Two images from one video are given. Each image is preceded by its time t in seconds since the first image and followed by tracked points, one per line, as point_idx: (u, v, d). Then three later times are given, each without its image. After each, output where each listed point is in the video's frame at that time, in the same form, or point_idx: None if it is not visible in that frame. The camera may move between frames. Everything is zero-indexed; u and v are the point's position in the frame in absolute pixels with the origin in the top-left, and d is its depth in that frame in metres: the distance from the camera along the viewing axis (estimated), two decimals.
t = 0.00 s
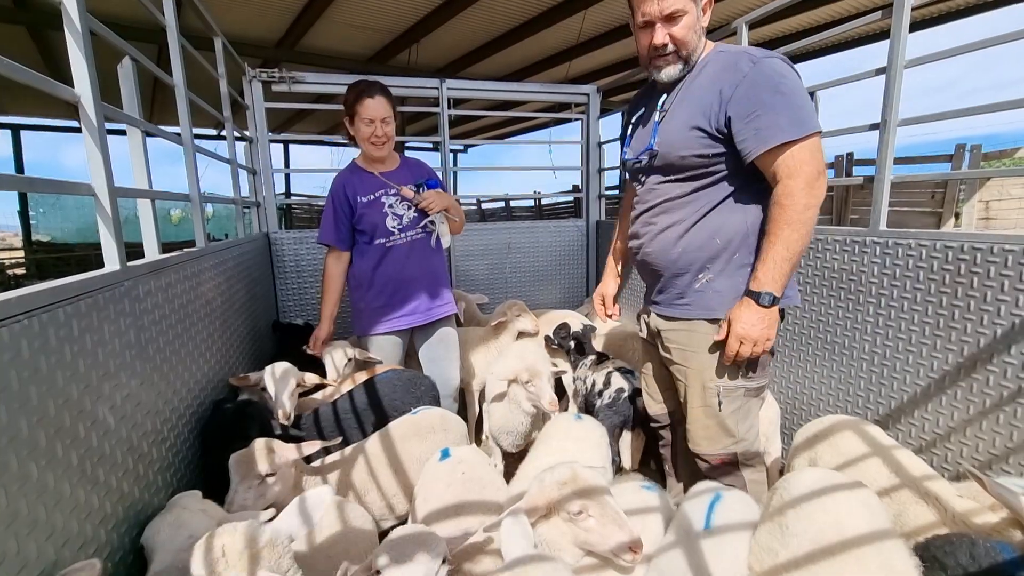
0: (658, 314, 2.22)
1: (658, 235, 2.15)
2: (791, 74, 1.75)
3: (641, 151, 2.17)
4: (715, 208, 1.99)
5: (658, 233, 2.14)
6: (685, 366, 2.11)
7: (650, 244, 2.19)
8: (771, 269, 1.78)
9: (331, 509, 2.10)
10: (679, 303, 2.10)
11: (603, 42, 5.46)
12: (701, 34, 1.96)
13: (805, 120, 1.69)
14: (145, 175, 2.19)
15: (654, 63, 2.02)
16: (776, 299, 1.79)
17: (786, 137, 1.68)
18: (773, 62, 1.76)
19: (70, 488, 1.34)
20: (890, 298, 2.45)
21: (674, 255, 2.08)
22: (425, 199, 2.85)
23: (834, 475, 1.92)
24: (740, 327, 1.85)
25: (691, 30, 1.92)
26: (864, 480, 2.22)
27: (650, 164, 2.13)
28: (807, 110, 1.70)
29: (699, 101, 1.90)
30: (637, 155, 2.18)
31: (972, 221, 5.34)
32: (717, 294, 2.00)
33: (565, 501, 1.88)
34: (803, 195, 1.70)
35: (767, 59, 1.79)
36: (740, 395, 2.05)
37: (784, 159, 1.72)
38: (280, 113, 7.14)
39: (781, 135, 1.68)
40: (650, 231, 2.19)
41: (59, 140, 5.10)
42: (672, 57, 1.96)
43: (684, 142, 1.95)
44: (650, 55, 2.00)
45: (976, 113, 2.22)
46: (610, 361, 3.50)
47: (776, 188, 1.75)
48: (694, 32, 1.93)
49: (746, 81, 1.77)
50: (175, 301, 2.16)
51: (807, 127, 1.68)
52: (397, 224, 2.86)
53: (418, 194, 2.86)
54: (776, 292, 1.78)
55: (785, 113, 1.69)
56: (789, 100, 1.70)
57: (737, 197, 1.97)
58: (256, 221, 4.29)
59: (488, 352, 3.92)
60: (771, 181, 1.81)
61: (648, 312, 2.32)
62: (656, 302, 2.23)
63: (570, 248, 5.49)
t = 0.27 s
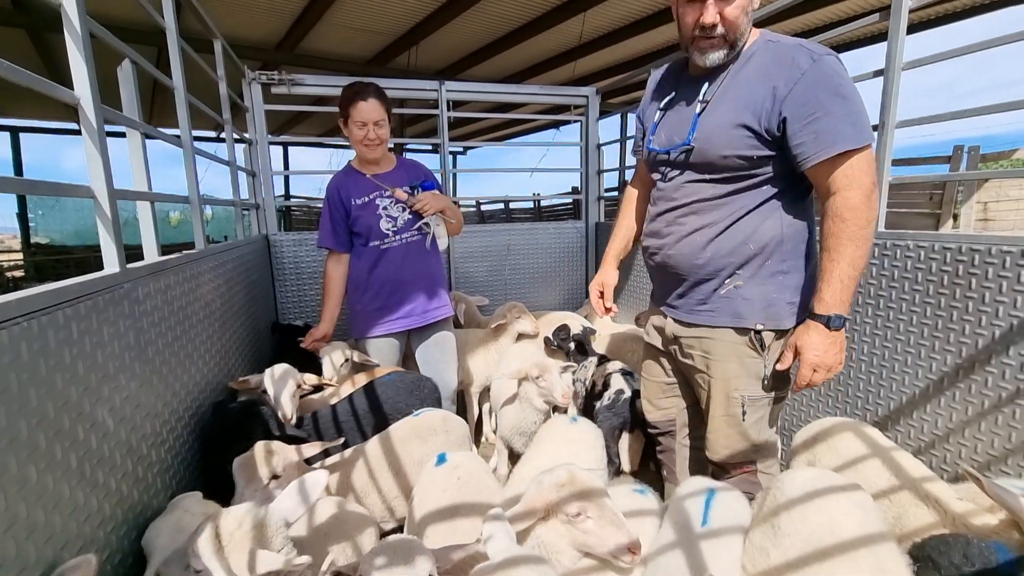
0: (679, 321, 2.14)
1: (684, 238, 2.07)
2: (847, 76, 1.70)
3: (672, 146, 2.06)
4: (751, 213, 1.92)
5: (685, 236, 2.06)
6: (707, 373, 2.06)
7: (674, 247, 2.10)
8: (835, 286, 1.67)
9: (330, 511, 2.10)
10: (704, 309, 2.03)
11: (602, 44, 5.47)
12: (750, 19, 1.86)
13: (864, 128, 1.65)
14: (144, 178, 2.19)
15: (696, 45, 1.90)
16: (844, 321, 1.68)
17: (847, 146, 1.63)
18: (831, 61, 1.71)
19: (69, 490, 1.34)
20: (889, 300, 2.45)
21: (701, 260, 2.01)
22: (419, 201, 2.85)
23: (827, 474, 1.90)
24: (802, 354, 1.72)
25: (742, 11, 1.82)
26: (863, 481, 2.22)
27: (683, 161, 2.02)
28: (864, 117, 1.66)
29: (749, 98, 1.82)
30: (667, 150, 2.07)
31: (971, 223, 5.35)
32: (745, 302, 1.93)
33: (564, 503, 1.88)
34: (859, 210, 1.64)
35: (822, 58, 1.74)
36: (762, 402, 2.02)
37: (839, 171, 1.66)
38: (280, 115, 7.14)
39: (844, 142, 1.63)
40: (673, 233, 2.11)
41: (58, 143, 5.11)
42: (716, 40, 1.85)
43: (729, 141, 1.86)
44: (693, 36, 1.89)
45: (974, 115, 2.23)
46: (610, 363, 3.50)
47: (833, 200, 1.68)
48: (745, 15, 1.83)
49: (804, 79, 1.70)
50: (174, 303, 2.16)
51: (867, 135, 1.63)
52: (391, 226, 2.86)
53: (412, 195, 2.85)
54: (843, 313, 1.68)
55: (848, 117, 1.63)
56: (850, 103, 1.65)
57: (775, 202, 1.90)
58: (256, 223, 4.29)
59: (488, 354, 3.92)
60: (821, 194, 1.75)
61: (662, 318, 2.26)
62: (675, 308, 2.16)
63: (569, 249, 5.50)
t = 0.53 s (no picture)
0: (699, 325, 2.06)
1: (713, 239, 1.96)
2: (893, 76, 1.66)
3: (709, 139, 1.92)
4: (786, 215, 1.86)
5: (715, 237, 1.95)
6: (725, 380, 2.01)
7: (702, 248, 1.99)
8: (881, 297, 1.66)
9: (327, 512, 2.09)
10: (729, 315, 1.95)
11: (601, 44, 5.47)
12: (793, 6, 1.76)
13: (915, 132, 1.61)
14: (143, 178, 2.18)
15: (736, 29, 1.77)
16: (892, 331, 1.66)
17: (905, 155, 1.58)
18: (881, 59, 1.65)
19: (68, 491, 1.34)
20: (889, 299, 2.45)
21: (733, 264, 1.92)
22: (410, 199, 2.83)
23: (816, 476, 1.90)
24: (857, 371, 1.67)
25: None
26: (861, 481, 2.22)
27: (722, 156, 1.90)
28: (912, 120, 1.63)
29: (799, 93, 1.72)
30: (702, 143, 1.93)
31: (969, 223, 5.36)
32: (777, 308, 1.87)
33: (563, 503, 1.88)
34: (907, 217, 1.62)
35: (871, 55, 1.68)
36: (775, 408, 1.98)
37: (892, 177, 1.62)
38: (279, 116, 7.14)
39: (901, 147, 1.58)
40: (701, 233, 1.99)
41: (57, 143, 5.10)
42: (760, 27, 1.74)
43: (776, 138, 1.76)
44: (735, 18, 1.76)
45: (972, 115, 2.23)
46: (608, 363, 3.49)
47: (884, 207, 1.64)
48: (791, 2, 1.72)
49: (862, 77, 1.62)
50: (173, 304, 2.15)
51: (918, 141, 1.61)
52: (382, 226, 2.85)
53: (403, 194, 2.85)
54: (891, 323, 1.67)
55: (902, 121, 1.59)
56: (903, 105, 1.61)
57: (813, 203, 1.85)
58: (255, 223, 4.29)
59: (487, 355, 3.91)
60: (865, 197, 1.71)
61: (676, 323, 2.16)
62: (694, 313, 2.07)
63: (568, 250, 5.50)
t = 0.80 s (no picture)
0: (714, 329, 1.98)
1: (739, 238, 1.87)
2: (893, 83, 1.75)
3: (736, 137, 1.81)
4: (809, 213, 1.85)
5: (740, 236, 1.87)
6: (731, 380, 1.98)
7: (727, 248, 1.89)
8: (888, 298, 1.73)
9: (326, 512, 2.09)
10: (748, 318, 1.90)
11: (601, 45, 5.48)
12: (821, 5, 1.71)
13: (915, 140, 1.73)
14: (142, 178, 2.18)
15: (772, 23, 1.67)
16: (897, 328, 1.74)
17: (915, 162, 1.68)
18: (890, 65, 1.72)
19: (65, 492, 1.33)
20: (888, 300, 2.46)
21: (757, 264, 1.86)
22: (406, 199, 2.85)
23: (815, 476, 1.90)
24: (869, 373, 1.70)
25: None
26: (861, 481, 2.22)
27: (753, 154, 1.80)
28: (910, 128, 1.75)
29: (827, 92, 1.70)
30: (729, 140, 1.82)
31: (968, 223, 5.36)
32: (799, 309, 1.85)
33: (562, 503, 1.88)
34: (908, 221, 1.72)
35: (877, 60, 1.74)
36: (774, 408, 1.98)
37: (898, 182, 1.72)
38: (278, 116, 7.14)
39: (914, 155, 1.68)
40: (726, 232, 1.89)
41: (56, 144, 5.10)
42: (796, 22, 1.66)
43: (807, 137, 1.73)
44: (773, 9, 1.66)
45: (971, 115, 2.23)
46: (607, 364, 3.49)
47: (894, 209, 1.72)
48: None
49: (886, 82, 1.66)
50: (172, 304, 2.15)
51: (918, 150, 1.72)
52: (377, 225, 2.85)
53: (399, 194, 2.86)
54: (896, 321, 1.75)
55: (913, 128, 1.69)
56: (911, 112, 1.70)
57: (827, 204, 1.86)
58: (254, 223, 4.29)
59: (486, 356, 3.91)
60: (871, 200, 1.80)
61: (687, 328, 2.04)
62: (708, 316, 1.98)
63: (568, 250, 5.50)
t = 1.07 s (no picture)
0: (723, 332, 1.93)
1: (751, 238, 1.84)
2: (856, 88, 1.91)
3: (743, 137, 1.76)
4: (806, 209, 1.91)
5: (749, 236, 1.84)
6: (728, 378, 1.98)
7: (738, 249, 1.84)
8: (869, 290, 1.90)
9: (325, 512, 2.09)
10: (755, 318, 1.89)
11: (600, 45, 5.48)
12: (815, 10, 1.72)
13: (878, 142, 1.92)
14: (140, 178, 2.17)
15: (781, 24, 1.65)
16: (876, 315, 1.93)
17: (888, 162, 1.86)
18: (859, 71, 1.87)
19: (64, 493, 1.33)
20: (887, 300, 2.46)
21: (765, 264, 1.85)
22: (404, 198, 2.86)
23: (816, 475, 1.90)
24: (866, 361, 1.86)
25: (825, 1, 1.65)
26: (860, 480, 2.22)
27: (760, 155, 1.78)
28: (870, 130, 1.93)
29: (824, 94, 1.75)
30: (736, 140, 1.77)
31: (966, 223, 5.36)
32: (802, 306, 1.89)
33: (562, 502, 1.88)
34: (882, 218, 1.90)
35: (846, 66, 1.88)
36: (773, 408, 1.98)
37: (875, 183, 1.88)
38: (277, 116, 7.13)
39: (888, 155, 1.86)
40: (735, 233, 1.84)
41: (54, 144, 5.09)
42: (801, 24, 1.66)
43: (810, 137, 1.76)
44: (784, 14, 1.63)
45: (970, 116, 2.24)
46: (605, 364, 3.50)
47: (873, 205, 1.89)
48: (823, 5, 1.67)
49: (865, 86, 1.79)
50: (171, 304, 2.15)
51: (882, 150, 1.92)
52: (375, 225, 2.85)
53: (399, 193, 2.87)
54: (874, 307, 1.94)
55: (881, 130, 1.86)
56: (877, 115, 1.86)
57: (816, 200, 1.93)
58: (253, 223, 4.28)
59: (485, 356, 3.91)
60: (848, 198, 1.95)
61: (693, 333, 1.96)
62: (716, 319, 1.92)
63: (567, 250, 5.50)
